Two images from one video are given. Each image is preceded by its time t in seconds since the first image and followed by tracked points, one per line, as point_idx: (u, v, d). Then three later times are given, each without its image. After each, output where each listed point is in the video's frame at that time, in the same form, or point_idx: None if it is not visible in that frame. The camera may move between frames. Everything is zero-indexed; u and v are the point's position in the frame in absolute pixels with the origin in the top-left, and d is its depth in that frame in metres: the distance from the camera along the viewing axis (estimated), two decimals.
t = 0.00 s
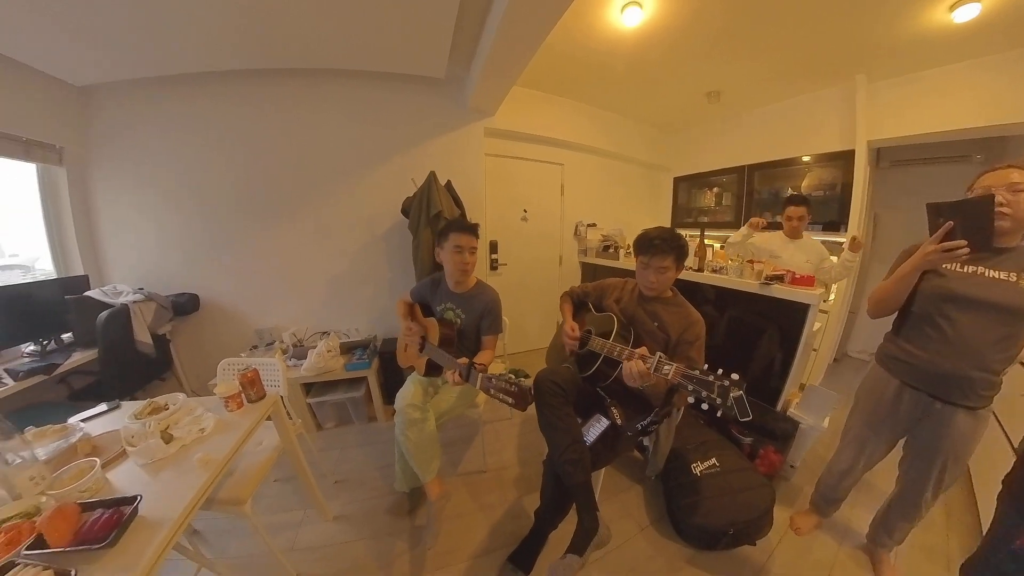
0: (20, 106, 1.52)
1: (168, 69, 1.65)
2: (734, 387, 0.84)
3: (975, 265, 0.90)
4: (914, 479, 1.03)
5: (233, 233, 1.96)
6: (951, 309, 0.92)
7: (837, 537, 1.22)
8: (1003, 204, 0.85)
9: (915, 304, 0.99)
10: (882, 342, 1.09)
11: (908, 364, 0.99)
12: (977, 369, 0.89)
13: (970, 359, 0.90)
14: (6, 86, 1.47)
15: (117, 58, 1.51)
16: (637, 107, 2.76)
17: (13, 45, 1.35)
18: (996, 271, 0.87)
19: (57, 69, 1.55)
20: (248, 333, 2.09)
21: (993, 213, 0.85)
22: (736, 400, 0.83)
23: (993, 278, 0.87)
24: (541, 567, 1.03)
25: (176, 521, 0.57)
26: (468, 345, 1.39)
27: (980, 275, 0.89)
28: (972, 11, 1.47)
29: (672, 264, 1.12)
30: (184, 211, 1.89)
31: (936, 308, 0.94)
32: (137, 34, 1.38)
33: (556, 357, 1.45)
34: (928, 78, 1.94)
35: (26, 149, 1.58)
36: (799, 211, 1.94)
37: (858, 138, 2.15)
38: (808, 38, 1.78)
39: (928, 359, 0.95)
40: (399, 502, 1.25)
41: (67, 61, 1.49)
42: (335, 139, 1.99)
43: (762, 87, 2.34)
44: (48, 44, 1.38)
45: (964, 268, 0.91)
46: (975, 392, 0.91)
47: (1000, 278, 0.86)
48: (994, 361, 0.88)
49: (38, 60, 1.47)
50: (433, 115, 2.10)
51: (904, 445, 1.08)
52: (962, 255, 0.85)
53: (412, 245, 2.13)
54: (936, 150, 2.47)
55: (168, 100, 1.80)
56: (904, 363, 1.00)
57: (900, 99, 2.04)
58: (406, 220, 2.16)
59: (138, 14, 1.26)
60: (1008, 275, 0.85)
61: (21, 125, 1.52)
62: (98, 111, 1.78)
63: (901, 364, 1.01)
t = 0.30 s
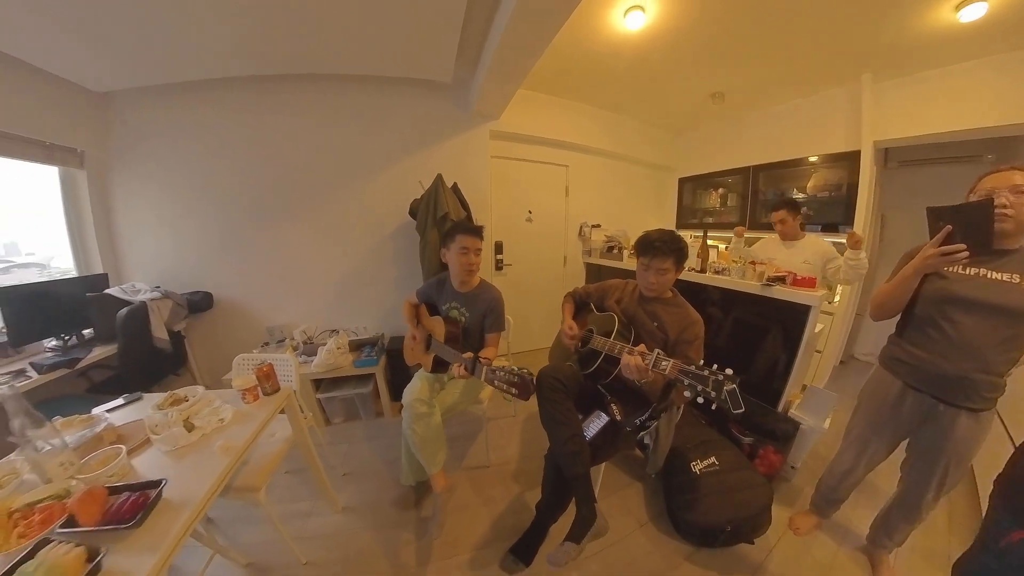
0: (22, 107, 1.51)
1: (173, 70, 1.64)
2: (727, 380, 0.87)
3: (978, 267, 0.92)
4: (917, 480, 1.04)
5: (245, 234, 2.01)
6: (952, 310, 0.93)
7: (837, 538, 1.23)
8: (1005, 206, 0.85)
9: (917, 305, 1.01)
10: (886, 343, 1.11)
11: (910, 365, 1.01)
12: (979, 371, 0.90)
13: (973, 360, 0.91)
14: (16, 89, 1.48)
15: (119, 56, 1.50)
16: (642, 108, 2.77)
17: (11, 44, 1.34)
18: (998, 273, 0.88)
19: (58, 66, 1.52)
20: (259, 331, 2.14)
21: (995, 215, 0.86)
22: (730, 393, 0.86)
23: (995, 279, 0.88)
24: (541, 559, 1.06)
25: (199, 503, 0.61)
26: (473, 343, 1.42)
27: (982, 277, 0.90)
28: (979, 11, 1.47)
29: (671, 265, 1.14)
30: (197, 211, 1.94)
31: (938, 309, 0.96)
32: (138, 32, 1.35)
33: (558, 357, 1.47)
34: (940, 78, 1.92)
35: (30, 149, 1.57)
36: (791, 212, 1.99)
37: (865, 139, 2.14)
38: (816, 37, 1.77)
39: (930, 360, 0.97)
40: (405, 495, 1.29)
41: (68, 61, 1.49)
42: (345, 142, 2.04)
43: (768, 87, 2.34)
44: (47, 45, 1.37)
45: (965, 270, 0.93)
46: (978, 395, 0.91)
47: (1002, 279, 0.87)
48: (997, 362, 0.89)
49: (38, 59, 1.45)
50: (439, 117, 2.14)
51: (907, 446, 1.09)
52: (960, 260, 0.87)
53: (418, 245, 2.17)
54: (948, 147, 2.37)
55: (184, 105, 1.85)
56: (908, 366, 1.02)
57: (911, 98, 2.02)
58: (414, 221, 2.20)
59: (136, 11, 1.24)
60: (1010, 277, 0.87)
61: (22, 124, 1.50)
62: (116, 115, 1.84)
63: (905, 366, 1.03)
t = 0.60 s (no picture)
0: (20, 107, 1.49)
1: (176, 66, 1.58)
2: (720, 379, 0.90)
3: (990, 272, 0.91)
4: (923, 486, 1.05)
5: (256, 235, 2.07)
6: (959, 314, 0.95)
7: (837, 541, 1.24)
8: (1020, 209, 0.86)
9: (928, 311, 1.02)
10: (897, 350, 1.12)
11: (922, 370, 1.02)
12: (994, 377, 0.91)
13: (986, 367, 0.91)
14: (37, 96, 1.55)
15: (120, 53, 1.44)
16: (646, 110, 2.79)
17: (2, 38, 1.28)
18: (1010, 278, 0.88)
19: (59, 65, 1.48)
20: (270, 328, 2.20)
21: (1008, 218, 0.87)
22: (721, 391, 0.89)
23: (1007, 285, 0.88)
24: (542, 552, 1.09)
25: (220, 488, 0.65)
26: (478, 342, 1.45)
27: (994, 282, 0.90)
28: (988, 9, 1.47)
29: (670, 266, 1.16)
30: (211, 213, 2.01)
31: (948, 315, 0.97)
32: (133, 27, 1.29)
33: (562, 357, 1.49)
34: (945, 80, 1.90)
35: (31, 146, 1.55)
36: (783, 213, 2.09)
37: (872, 138, 2.12)
38: (822, 38, 1.78)
39: (943, 366, 0.97)
40: (409, 489, 1.32)
41: (69, 61, 1.46)
42: (354, 145, 2.08)
43: (775, 88, 2.34)
44: (47, 45, 1.35)
45: (977, 276, 0.92)
46: (994, 402, 0.91)
47: (1014, 284, 0.87)
48: (1012, 368, 0.89)
49: (37, 60, 1.43)
50: (446, 120, 2.17)
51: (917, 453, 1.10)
52: (967, 267, 0.89)
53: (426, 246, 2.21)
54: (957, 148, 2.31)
55: (200, 111, 1.92)
56: (920, 372, 1.02)
57: (918, 100, 1.99)
58: (421, 223, 2.24)
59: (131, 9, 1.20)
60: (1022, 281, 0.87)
61: (23, 125, 1.49)
62: (136, 121, 1.92)
63: (916, 372, 1.04)
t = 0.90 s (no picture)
0: (20, 106, 1.47)
1: (181, 70, 1.63)
2: (717, 381, 0.91)
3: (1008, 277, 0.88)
4: (935, 496, 1.03)
5: (266, 236, 2.12)
6: (971, 320, 0.93)
7: (840, 543, 1.24)
8: None
9: (944, 319, 0.99)
10: (913, 357, 1.08)
11: (939, 379, 0.99)
12: (1013, 386, 0.87)
13: (1006, 375, 0.88)
14: (67, 106, 1.63)
15: (129, 57, 1.49)
16: (651, 111, 2.79)
17: None
18: None
19: (62, 64, 1.50)
20: (282, 326, 2.25)
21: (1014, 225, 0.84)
22: (718, 393, 0.91)
23: None
24: (543, 548, 1.11)
25: (236, 476, 0.68)
26: (484, 341, 1.48)
27: (1013, 288, 0.87)
28: (998, 7, 1.42)
29: (675, 267, 1.17)
30: (224, 215, 2.06)
31: (966, 323, 0.94)
32: (131, 28, 1.31)
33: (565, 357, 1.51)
34: (950, 78, 1.86)
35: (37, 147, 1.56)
36: (786, 215, 2.10)
37: (880, 139, 2.08)
38: (828, 40, 1.78)
39: (964, 376, 0.94)
40: (415, 484, 1.35)
41: (69, 61, 1.48)
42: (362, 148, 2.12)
43: (781, 88, 2.33)
44: (52, 46, 1.38)
45: (995, 281, 0.89)
46: (1013, 412, 0.88)
47: None
48: None
49: (38, 57, 1.43)
50: (453, 122, 2.20)
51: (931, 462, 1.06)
52: (982, 275, 0.86)
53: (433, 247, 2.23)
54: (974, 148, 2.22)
55: (213, 115, 1.98)
56: (937, 381, 0.99)
57: (923, 99, 1.95)
58: (428, 224, 2.26)
59: (134, 8, 1.22)
60: None
61: (22, 123, 1.46)
62: (152, 124, 1.98)
63: (932, 381, 1.00)
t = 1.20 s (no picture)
0: (17, 105, 1.46)
1: (183, 70, 1.57)
2: (711, 387, 0.94)
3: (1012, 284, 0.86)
4: (933, 501, 1.03)
5: (278, 237, 2.18)
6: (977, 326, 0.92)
7: (840, 546, 1.25)
8: None
9: (947, 325, 0.99)
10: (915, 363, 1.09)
11: (940, 386, 1.00)
12: (1009, 393, 0.88)
13: (1003, 383, 0.88)
14: (76, 111, 1.67)
15: (132, 55, 1.42)
16: (656, 113, 2.79)
17: None
18: None
19: (60, 61, 1.43)
20: (292, 325, 2.30)
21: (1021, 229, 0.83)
22: (711, 398, 0.94)
23: None
24: (544, 543, 1.14)
25: (254, 467, 0.71)
26: (489, 341, 1.51)
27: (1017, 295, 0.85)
28: (1009, 7, 1.40)
29: (671, 267, 1.19)
30: (238, 216, 2.13)
31: (970, 330, 0.94)
32: (131, 26, 1.25)
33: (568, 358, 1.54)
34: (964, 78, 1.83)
35: (59, 155, 1.65)
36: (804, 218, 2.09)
37: (887, 141, 2.06)
38: (835, 44, 1.77)
39: (962, 383, 0.95)
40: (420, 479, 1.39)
41: (69, 61, 1.43)
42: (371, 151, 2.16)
43: (788, 90, 2.32)
44: (53, 45, 1.33)
45: (999, 288, 0.87)
46: (1008, 421, 0.89)
47: None
48: None
49: (36, 57, 1.39)
50: (460, 125, 2.23)
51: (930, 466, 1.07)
52: (983, 280, 0.88)
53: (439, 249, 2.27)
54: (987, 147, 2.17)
55: (227, 120, 2.04)
56: (937, 387, 1.00)
57: (933, 101, 1.94)
58: (435, 226, 2.30)
59: None
60: None
61: (17, 122, 1.45)
62: (169, 129, 2.05)
63: (933, 387, 1.01)
